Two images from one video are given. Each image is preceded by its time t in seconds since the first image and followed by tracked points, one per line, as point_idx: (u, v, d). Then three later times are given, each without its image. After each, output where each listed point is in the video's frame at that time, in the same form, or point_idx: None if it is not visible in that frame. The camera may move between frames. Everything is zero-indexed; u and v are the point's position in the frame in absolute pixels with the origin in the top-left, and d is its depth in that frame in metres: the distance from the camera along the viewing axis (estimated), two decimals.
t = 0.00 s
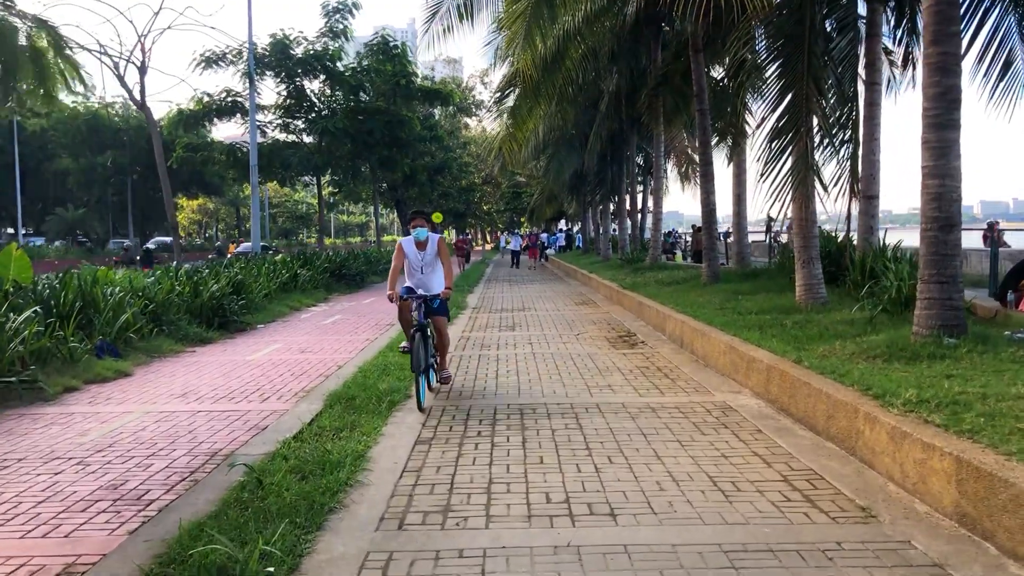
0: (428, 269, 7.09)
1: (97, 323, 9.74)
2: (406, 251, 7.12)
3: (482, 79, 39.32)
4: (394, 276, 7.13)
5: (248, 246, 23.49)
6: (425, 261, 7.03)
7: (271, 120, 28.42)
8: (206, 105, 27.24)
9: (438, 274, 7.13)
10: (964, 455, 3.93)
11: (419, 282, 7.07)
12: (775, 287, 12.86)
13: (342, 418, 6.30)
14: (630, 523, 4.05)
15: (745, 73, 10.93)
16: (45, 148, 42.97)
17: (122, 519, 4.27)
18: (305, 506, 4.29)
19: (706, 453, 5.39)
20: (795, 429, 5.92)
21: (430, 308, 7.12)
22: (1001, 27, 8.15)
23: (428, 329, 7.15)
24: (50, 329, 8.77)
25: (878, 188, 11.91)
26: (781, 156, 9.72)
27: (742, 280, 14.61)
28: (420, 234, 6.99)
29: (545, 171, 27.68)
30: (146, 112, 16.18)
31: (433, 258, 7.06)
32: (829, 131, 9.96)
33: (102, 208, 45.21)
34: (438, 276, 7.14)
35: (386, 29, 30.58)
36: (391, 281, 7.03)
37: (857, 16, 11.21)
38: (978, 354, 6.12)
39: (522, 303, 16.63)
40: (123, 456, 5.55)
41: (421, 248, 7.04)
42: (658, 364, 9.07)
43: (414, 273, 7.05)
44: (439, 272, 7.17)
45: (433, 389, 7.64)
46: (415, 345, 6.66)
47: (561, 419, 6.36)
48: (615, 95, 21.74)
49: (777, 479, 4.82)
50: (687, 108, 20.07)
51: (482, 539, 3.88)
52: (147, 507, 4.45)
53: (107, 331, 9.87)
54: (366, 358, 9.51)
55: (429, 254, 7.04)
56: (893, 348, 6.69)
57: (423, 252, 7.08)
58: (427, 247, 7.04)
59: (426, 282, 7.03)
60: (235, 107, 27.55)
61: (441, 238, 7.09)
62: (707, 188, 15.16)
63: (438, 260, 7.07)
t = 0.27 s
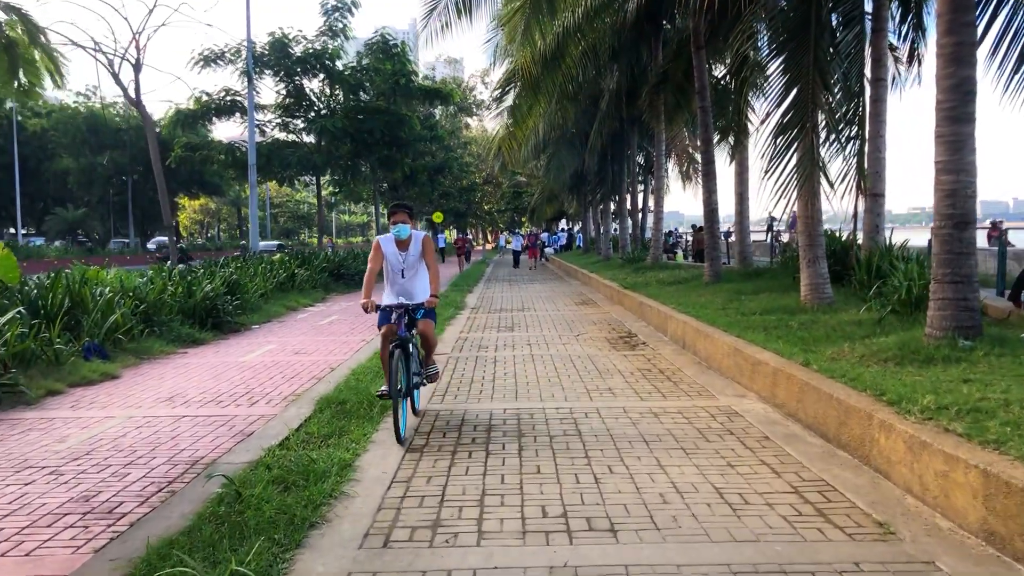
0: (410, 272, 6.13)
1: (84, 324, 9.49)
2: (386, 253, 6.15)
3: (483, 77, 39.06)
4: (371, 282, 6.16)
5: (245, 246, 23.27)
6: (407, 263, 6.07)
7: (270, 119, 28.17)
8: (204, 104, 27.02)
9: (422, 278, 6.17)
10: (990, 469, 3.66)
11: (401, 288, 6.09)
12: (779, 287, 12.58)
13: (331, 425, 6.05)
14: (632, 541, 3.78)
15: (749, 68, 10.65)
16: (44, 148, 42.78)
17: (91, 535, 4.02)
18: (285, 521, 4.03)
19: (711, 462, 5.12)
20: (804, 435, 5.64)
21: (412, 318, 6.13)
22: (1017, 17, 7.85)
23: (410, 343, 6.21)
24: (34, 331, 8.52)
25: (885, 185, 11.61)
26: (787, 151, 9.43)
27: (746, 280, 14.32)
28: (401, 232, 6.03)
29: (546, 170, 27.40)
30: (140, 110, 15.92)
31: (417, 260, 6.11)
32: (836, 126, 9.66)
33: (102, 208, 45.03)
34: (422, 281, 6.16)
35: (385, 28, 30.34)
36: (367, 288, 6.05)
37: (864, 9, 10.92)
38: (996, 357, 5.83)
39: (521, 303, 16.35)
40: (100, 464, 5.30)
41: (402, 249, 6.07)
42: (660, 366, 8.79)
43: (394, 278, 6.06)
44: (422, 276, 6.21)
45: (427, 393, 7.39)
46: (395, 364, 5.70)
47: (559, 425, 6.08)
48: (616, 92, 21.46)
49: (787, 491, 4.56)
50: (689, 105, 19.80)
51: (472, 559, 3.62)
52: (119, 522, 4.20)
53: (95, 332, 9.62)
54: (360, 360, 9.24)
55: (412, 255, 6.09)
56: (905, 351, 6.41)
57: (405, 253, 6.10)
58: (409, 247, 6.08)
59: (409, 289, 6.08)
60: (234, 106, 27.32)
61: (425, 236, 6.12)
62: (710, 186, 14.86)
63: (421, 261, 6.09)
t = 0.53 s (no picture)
0: (386, 287, 5.04)
1: (68, 331, 9.16)
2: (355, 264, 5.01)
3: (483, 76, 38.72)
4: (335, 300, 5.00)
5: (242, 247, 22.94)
6: (382, 275, 4.97)
7: (267, 119, 27.82)
8: (200, 103, 26.70)
9: (399, 294, 5.07)
10: None
11: (373, 306, 4.98)
12: (787, 291, 12.24)
13: (318, 442, 5.72)
14: None
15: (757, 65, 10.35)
16: (41, 147, 42.48)
17: (49, 571, 3.68)
18: (260, 556, 3.70)
19: (722, 486, 4.78)
20: (820, 455, 5.30)
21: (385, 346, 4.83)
22: None
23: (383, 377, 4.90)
24: (13, 338, 8.19)
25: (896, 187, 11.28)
26: (798, 151, 9.12)
27: (752, 284, 13.96)
28: (374, 238, 4.94)
29: (547, 170, 27.04)
30: (132, 109, 15.59)
31: (394, 272, 5.02)
32: (848, 125, 9.39)
33: (100, 208, 44.72)
34: (399, 298, 5.06)
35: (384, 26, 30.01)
36: (331, 307, 4.85)
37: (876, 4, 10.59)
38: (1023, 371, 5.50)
39: (522, 307, 16.00)
40: (70, 485, 4.96)
41: (376, 259, 4.98)
42: (665, 375, 8.46)
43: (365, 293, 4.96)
44: (400, 293, 5.11)
45: (421, 406, 7.06)
46: (363, 405, 4.48)
47: (560, 443, 5.75)
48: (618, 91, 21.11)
49: (805, 520, 4.22)
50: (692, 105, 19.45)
51: None
52: (81, 555, 3.87)
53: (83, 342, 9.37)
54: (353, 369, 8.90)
55: (387, 266, 5.01)
56: (925, 363, 6.07)
57: (379, 264, 5.01)
58: (384, 256, 5.00)
59: (383, 306, 4.98)
60: (230, 105, 26.98)
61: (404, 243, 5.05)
62: (714, 187, 14.51)
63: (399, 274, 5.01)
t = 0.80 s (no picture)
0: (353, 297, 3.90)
1: (56, 331, 8.86)
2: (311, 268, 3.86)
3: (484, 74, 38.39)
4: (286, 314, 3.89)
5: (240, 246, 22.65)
6: (346, 284, 3.84)
7: (266, 116, 27.52)
8: (199, 100, 26.40)
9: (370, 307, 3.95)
10: None
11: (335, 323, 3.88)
12: (796, 290, 11.92)
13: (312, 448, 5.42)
14: None
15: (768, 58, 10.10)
16: (40, 146, 42.24)
17: None
18: None
19: (742, 497, 4.47)
20: (844, 462, 5.00)
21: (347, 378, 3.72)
22: None
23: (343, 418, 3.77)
24: None
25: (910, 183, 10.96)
26: (812, 144, 8.81)
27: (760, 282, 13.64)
28: (335, 234, 3.78)
29: (549, 168, 26.72)
30: (127, 105, 15.29)
31: (361, 278, 3.87)
32: (863, 120, 9.06)
33: (99, 207, 44.42)
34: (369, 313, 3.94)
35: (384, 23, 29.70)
36: (277, 325, 3.74)
37: None
38: None
39: (524, 306, 15.69)
40: (47, 495, 4.67)
41: (338, 262, 3.84)
42: (675, 377, 8.15)
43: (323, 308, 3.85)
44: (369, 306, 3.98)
45: (420, 410, 6.75)
46: (312, 455, 3.34)
47: (567, 449, 5.45)
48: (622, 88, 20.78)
49: (835, 535, 3.91)
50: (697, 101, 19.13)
51: None
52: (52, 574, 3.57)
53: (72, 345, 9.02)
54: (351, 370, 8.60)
55: (353, 271, 3.86)
56: (952, 365, 5.76)
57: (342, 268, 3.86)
58: (349, 258, 3.85)
59: (349, 323, 3.85)
60: (229, 103, 26.68)
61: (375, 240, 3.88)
62: (722, 184, 14.19)
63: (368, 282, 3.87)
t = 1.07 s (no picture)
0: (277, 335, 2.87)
1: (43, 337, 8.59)
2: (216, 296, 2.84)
3: (486, 74, 38.07)
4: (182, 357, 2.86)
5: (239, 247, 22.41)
6: (265, 315, 2.83)
7: (265, 116, 27.24)
8: (198, 100, 26.12)
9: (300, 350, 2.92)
10: None
11: (252, 373, 2.87)
12: (805, 294, 11.62)
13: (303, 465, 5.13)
14: None
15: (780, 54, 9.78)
16: (39, 146, 42.01)
17: None
18: None
19: (762, 524, 4.17)
20: (867, 482, 4.70)
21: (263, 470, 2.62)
22: None
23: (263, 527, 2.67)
24: None
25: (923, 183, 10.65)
26: (825, 143, 8.50)
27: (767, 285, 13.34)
28: (246, 248, 2.75)
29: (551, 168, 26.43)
30: (122, 104, 14.99)
31: (287, 308, 2.85)
32: (878, 118, 8.71)
33: (99, 208, 44.18)
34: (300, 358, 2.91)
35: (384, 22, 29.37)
36: (165, 375, 2.73)
37: None
38: None
39: (526, 309, 15.39)
40: (18, 517, 4.38)
41: (255, 287, 2.83)
42: (683, 385, 7.87)
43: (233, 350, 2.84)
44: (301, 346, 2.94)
45: (418, 421, 6.47)
46: None
47: (574, 466, 5.15)
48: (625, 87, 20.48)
49: (865, 567, 3.60)
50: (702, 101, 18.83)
51: None
52: None
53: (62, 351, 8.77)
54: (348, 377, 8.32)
55: (274, 298, 2.84)
56: (979, 376, 5.46)
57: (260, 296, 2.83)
58: (270, 281, 2.84)
59: (270, 371, 2.85)
60: (228, 103, 26.40)
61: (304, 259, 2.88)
62: (728, 184, 13.87)
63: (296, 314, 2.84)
